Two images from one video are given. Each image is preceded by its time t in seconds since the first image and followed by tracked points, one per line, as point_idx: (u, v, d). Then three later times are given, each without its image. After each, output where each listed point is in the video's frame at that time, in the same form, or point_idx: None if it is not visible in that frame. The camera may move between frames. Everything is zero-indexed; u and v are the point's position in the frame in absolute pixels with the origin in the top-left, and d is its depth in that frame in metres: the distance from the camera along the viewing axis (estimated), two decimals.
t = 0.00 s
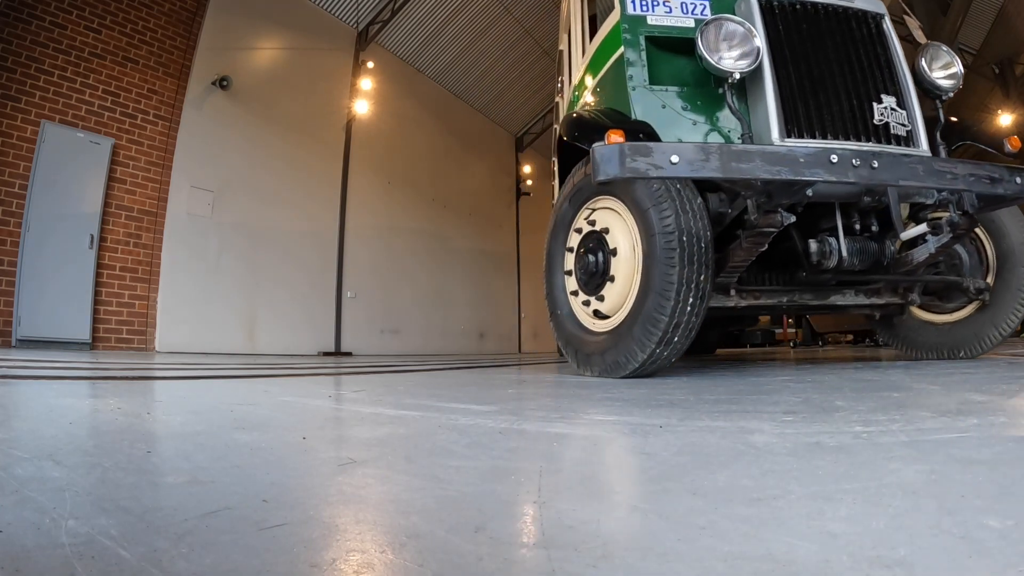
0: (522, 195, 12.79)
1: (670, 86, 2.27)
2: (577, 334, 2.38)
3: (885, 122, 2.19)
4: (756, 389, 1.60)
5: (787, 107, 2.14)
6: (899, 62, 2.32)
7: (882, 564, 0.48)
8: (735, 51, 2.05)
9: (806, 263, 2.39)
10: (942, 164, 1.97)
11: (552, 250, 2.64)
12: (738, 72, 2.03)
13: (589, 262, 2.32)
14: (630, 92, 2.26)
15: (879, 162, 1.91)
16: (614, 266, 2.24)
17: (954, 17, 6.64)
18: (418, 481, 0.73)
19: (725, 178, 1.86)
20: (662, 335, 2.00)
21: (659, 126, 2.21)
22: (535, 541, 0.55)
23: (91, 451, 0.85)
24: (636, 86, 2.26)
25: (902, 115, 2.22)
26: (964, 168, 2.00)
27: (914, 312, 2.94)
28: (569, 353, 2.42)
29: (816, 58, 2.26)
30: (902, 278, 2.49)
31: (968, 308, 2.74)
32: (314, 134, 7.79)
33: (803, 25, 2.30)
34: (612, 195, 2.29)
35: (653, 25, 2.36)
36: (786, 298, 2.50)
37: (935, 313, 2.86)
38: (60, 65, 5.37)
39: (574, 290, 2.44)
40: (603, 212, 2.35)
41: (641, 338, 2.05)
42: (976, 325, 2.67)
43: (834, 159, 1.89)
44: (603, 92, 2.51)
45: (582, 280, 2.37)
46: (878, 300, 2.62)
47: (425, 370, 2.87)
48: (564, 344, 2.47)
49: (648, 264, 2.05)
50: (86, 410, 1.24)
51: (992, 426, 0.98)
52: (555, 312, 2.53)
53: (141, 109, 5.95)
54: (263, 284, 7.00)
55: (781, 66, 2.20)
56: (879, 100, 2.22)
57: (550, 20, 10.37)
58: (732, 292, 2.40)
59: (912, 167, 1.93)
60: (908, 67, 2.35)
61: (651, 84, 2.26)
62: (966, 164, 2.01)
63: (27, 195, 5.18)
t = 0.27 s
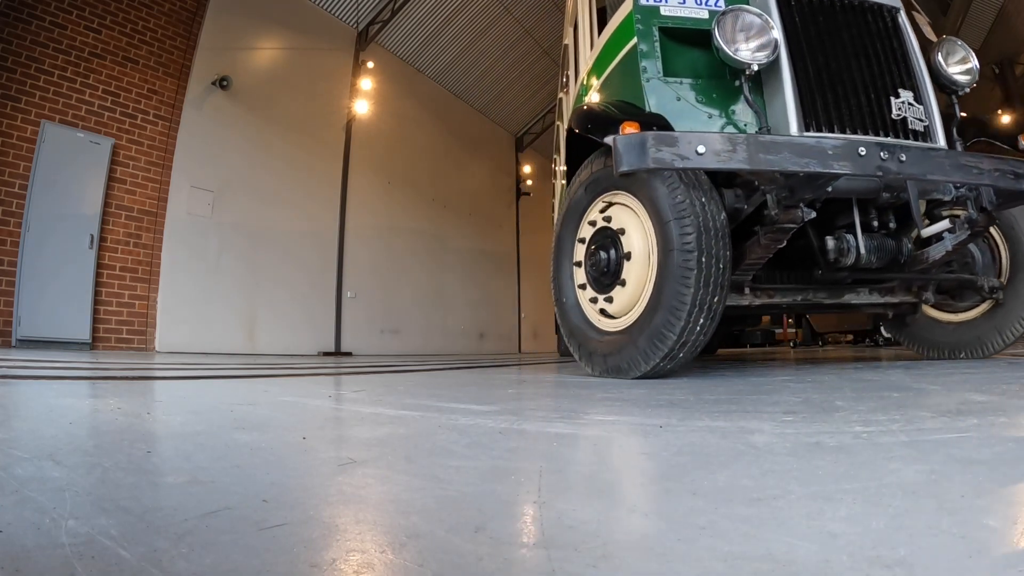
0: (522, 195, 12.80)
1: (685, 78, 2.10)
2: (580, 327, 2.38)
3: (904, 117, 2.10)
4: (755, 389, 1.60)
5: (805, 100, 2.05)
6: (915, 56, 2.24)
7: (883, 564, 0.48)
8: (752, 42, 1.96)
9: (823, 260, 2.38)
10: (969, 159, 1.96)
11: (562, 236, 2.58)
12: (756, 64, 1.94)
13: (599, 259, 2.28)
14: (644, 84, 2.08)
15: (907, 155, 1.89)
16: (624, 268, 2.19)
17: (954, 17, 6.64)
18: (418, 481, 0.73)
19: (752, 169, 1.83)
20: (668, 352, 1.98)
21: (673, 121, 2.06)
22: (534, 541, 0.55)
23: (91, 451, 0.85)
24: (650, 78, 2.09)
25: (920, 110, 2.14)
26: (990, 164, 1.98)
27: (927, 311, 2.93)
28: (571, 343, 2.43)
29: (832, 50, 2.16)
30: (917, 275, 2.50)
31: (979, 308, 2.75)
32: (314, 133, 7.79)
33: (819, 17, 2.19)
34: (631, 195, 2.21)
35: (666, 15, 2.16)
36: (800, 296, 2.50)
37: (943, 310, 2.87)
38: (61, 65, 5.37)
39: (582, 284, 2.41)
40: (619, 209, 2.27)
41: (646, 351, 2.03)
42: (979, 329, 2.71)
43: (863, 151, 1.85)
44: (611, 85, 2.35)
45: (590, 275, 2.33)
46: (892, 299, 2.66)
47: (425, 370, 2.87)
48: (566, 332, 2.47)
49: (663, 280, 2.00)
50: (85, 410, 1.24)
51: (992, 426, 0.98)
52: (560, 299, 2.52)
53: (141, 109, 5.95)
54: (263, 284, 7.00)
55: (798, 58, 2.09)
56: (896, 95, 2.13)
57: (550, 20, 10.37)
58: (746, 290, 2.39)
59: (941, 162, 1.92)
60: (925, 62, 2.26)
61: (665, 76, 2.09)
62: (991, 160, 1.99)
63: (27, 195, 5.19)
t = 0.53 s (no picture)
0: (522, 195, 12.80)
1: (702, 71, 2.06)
2: (586, 318, 2.38)
3: (922, 111, 2.04)
4: (756, 389, 1.60)
5: (823, 93, 1.98)
6: (935, 48, 2.17)
7: (883, 564, 0.48)
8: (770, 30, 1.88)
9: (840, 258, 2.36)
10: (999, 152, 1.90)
11: (578, 219, 2.52)
12: (776, 56, 1.85)
13: (611, 255, 2.23)
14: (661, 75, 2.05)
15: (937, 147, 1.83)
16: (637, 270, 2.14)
17: (956, 16, 6.63)
18: (418, 480, 0.73)
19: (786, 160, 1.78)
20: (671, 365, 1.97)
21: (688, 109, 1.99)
22: (534, 541, 0.55)
23: (91, 451, 0.85)
24: (665, 69, 2.05)
25: (939, 104, 2.07)
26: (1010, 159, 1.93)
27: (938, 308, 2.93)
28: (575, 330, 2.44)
29: (851, 42, 2.09)
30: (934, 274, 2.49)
31: (988, 308, 2.75)
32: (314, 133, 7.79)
33: (837, 7, 2.12)
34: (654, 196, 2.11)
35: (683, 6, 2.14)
36: (815, 294, 2.51)
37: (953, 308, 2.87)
38: (60, 65, 5.38)
39: (592, 275, 2.38)
40: (640, 207, 2.19)
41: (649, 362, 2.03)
42: (984, 332, 2.73)
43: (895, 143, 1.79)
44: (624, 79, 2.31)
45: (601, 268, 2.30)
46: (904, 296, 2.66)
47: (425, 370, 2.87)
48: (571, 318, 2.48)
49: (676, 297, 1.95)
50: (86, 410, 1.24)
51: (992, 426, 0.98)
52: (569, 284, 2.51)
53: (141, 109, 5.96)
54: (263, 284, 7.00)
55: (817, 50, 2.02)
56: (916, 89, 2.06)
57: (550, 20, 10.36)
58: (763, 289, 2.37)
59: (969, 155, 1.87)
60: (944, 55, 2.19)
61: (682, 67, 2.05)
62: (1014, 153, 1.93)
63: (27, 195, 5.19)
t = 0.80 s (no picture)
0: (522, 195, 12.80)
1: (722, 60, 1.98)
2: (591, 302, 2.38)
3: (946, 105, 2.01)
4: (756, 389, 1.60)
5: (847, 85, 1.94)
6: (954, 43, 2.15)
7: (883, 564, 0.48)
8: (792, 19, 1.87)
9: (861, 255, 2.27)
10: None
11: (595, 200, 2.44)
12: (801, 45, 1.85)
13: (625, 249, 2.18)
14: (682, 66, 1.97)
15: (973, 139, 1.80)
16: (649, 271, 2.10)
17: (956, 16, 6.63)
18: (417, 481, 0.73)
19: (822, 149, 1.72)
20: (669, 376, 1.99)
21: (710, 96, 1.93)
22: (534, 541, 0.55)
23: (91, 451, 0.85)
24: (686, 58, 1.98)
25: (960, 98, 2.05)
26: None
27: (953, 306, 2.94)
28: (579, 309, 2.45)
29: (874, 33, 2.05)
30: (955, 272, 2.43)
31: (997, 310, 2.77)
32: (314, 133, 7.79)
33: None
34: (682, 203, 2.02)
35: None
36: (834, 293, 2.40)
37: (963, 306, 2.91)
38: (60, 65, 5.38)
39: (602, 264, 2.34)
40: (664, 207, 2.11)
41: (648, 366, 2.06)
42: (988, 333, 2.77)
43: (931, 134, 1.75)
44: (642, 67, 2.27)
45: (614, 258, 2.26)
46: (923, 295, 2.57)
47: (425, 370, 2.87)
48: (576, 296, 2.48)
49: (688, 315, 1.93)
50: (86, 410, 1.24)
51: (993, 426, 0.98)
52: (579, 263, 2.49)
53: (141, 109, 5.95)
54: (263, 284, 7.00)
55: (841, 40, 1.98)
56: (938, 82, 2.04)
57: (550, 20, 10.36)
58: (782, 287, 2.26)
59: (1003, 146, 1.84)
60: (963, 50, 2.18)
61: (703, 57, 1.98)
62: None
63: (27, 195, 5.19)
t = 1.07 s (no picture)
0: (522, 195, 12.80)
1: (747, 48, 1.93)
2: (602, 282, 2.34)
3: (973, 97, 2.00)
4: (757, 389, 1.60)
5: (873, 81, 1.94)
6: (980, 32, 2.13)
7: (883, 564, 0.48)
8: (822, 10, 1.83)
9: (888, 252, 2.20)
10: None
11: (623, 177, 2.29)
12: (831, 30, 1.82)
13: (647, 242, 2.10)
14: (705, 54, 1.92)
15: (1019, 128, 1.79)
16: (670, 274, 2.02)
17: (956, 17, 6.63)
18: (417, 481, 0.73)
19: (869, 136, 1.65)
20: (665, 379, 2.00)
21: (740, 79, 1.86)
22: (534, 541, 0.55)
23: (91, 451, 0.85)
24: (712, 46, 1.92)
25: (987, 90, 2.04)
26: None
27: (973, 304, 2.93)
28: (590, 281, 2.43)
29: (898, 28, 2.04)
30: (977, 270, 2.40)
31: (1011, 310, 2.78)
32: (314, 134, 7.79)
33: None
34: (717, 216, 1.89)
35: None
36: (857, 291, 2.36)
37: (980, 303, 2.91)
38: (60, 65, 5.38)
39: (620, 249, 2.26)
40: (696, 208, 1.97)
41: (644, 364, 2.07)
42: (998, 333, 2.80)
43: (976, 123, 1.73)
44: (663, 52, 2.20)
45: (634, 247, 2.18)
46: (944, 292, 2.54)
47: (425, 370, 2.86)
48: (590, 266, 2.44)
49: (698, 333, 1.88)
50: (86, 410, 1.24)
51: (992, 426, 0.98)
52: (598, 236, 2.41)
53: (141, 109, 5.95)
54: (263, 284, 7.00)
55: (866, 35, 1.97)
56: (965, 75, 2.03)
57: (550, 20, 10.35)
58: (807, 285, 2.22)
59: None
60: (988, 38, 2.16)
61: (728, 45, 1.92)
62: None
63: (27, 195, 5.19)
